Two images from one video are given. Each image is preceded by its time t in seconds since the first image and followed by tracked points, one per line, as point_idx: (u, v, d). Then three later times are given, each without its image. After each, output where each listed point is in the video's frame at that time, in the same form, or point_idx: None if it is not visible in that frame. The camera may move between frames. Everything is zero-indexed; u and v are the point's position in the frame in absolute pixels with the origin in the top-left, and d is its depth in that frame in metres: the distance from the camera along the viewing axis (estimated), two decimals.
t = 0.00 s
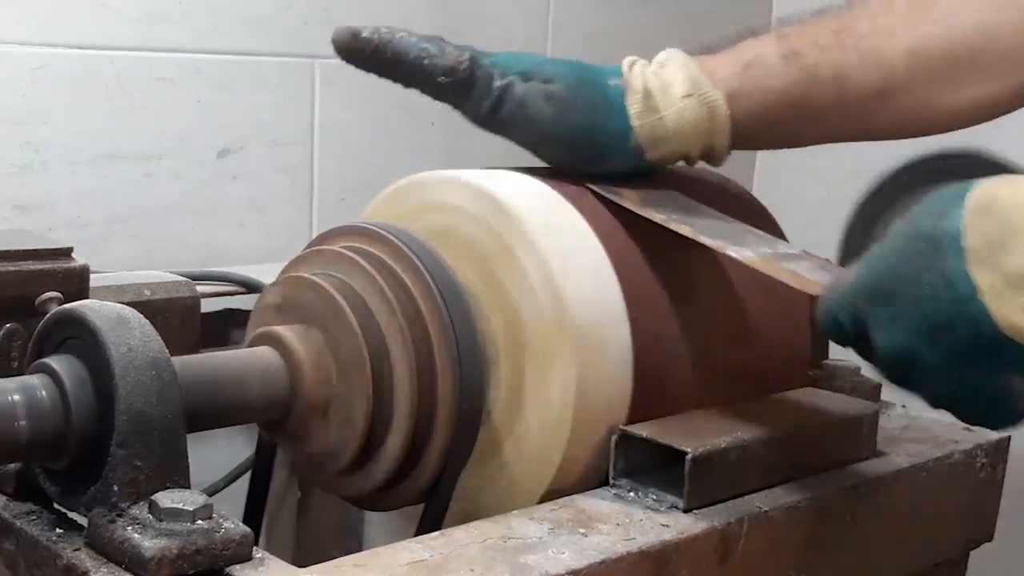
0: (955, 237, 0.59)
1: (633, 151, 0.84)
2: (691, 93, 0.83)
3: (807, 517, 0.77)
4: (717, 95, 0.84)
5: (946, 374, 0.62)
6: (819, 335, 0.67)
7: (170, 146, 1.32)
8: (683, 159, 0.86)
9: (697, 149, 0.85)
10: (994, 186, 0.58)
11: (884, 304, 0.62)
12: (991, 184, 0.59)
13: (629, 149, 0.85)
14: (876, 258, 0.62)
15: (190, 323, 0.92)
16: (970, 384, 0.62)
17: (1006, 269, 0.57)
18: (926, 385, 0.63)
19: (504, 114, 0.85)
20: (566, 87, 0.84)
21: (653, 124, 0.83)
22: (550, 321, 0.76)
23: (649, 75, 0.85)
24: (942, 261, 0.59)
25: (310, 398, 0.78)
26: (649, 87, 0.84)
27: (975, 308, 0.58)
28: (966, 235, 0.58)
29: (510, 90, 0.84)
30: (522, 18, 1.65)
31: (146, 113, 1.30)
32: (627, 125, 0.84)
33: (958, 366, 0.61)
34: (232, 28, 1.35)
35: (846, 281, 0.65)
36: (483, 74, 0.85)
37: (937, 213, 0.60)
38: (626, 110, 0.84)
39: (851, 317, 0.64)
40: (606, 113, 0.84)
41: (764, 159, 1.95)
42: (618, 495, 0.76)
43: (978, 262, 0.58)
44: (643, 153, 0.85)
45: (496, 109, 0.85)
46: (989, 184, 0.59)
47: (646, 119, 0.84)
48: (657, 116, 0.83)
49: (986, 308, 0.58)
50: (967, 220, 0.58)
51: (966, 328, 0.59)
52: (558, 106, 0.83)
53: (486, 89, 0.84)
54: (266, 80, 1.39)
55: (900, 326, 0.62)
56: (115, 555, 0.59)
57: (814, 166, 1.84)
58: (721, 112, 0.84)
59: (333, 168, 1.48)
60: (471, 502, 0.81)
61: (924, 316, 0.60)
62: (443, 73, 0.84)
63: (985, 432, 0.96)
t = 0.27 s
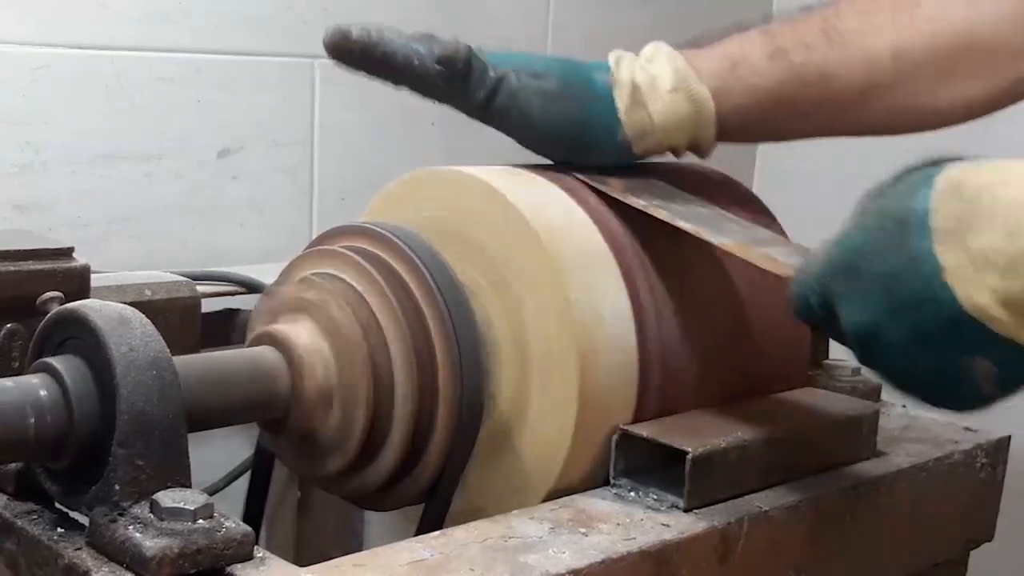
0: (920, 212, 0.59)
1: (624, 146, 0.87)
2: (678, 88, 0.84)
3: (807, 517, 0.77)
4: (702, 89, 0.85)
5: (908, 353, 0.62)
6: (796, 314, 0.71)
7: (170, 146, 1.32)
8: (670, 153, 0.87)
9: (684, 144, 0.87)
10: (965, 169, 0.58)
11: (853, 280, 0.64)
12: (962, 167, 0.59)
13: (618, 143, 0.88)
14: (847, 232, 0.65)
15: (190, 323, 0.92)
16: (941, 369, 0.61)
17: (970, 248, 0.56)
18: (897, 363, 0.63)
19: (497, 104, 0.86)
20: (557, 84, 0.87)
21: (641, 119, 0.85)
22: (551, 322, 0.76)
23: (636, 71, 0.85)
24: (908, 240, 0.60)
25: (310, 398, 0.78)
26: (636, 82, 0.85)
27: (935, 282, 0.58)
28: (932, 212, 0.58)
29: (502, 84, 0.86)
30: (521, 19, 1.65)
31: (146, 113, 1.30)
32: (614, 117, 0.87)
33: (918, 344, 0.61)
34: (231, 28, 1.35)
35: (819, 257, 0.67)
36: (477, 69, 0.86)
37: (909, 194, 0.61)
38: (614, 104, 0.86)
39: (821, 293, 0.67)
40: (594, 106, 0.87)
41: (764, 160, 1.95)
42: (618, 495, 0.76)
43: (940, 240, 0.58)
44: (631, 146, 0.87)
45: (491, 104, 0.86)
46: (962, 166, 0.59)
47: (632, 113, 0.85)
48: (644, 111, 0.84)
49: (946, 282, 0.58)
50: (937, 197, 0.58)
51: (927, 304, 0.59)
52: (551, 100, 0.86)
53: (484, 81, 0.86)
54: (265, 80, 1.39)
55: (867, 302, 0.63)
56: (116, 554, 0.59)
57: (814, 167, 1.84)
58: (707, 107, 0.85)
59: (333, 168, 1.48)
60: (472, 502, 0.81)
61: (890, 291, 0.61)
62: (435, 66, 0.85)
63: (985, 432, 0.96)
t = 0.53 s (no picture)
0: (879, 172, 0.63)
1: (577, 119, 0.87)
2: (633, 67, 0.86)
3: (807, 517, 0.77)
4: (657, 68, 0.87)
5: (864, 310, 0.65)
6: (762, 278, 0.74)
7: (170, 146, 1.32)
8: (628, 134, 0.88)
9: (643, 125, 0.88)
10: (923, 133, 0.63)
11: (814, 239, 0.68)
12: (921, 131, 0.63)
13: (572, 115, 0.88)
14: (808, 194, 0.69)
15: (190, 323, 0.92)
16: (896, 326, 0.64)
17: (923, 204, 0.60)
18: (853, 320, 0.66)
19: (451, 85, 0.88)
20: (513, 61, 0.88)
21: (595, 94, 0.86)
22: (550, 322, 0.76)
23: (592, 53, 0.88)
24: (865, 197, 0.64)
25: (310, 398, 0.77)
26: (591, 62, 0.87)
27: (889, 236, 0.62)
28: (890, 172, 0.63)
29: (452, 62, 0.88)
30: (521, 19, 1.65)
31: (146, 113, 1.30)
32: (569, 92, 0.87)
33: (872, 299, 0.64)
34: (231, 28, 1.35)
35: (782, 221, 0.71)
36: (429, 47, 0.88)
37: (866, 156, 0.65)
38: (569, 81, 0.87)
39: (785, 255, 0.71)
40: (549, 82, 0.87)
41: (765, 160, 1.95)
42: (618, 495, 0.76)
43: (896, 198, 0.62)
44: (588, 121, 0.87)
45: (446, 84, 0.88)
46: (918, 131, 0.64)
47: (587, 90, 0.87)
48: (600, 87, 0.86)
49: (900, 236, 0.61)
50: (894, 159, 0.63)
51: (880, 257, 0.63)
52: (507, 76, 0.87)
53: (437, 61, 0.88)
54: (265, 80, 1.39)
55: (827, 259, 0.66)
56: (115, 555, 0.59)
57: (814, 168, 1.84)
58: (662, 85, 0.86)
59: (333, 168, 1.48)
60: (472, 503, 0.81)
61: (846, 247, 0.65)
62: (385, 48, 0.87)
63: (985, 432, 0.96)
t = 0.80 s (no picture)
0: (973, 194, 0.65)
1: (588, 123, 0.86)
2: (638, 62, 0.84)
3: (807, 517, 0.77)
4: (663, 61, 0.85)
5: (960, 334, 0.67)
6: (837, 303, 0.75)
7: (170, 146, 1.32)
8: (640, 128, 0.87)
9: (653, 119, 0.86)
10: (1012, 150, 0.65)
11: (903, 262, 0.69)
12: (1008, 147, 0.65)
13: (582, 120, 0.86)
14: (892, 217, 0.70)
15: (190, 322, 0.92)
16: (993, 346, 0.67)
17: None
18: (945, 344, 0.68)
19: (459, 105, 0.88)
20: (509, 75, 0.86)
21: (605, 94, 0.85)
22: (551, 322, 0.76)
23: (594, 51, 0.86)
24: (960, 219, 0.65)
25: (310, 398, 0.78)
26: (595, 61, 0.85)
27: (990, 258, 0.64)
28: (986, 192, 0.64)
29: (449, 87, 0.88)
30: (520, 19, 1.65)
31: (146, 113, 1.30)
32: (576, 99, 0.86)
33: (972, 322, 0.66)
34: (232, 28, 1.35)
35: (864, 246, 0.73)
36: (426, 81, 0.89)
37: (959, 175, 0.66)
38: (575, 85, 0.86)
39: (870, 278, 0.72)
40: (553, 90, 0.86)
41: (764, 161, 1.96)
42: (618, 495, 0.76)
43: (995, 217, 0.64)
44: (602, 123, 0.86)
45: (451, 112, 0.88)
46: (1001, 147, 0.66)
47: (595, 90, 0.85)
48: (606, 87, 0.85)
49: (1001, 258, 0.63)
50: (987, 177, 0.64)
51: (980, 280, 0.64)
52: (505, 94, 0.86)
53: (436, 92, 0.88)
54: (265, 80, 1.39)
55: (918, 283, 0.68)
56: (116, 555, 0.59)
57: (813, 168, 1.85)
58: (670, 78, 0.85)
59: (333, 168, 1.48)
60: (472, 503, 0.81)
61: (940, 272, 0.66)
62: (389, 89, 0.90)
63: (985, 432, 0.96)
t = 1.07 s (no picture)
0: (981, 174, 0.65)
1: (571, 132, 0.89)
2: (621, 72, 0.86)
3: (807, 517, 0.77)
4: (646, 71, 0.86)
5: (969, 314, 0.68)
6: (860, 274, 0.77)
7: (170, 146, 1.32)
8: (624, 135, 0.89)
9: (637, 126, 0.88)
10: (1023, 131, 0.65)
11: (915, 242, 0.71)
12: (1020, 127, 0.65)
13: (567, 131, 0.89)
14: (906, 196, 0.72)
15: (190, 322, 0.92)
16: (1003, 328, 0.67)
17: None
18: (954, 325, 0.70)
19: (443, 120, 0.93)
20: (490, 86, 0.91)
21: (587, 104, 0.87)
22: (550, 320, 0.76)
23: (577, 61, 0.88)
24: (970, 201, 0.66)
25: (310, 398, 0.78)
26: (578, 71, 0.87)
27: (998, 238, 0.64)
28: (993, 173, 0.65)
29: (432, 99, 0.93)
30: (520, 20, 1.66)
31: (146, 113, 1.30)
32: (559, 109, 0.89)
33: (979, 303, 0.67)
34: (232, 28, 1.35)
35: (880, 225, 0.75)
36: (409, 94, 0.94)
37: (969, 156, 0.67)
38: (558, 95, 0.89)
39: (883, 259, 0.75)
40: (533, 102, 0.89)
41: (764, 161, 1.96)
42: (618, 495, 0.76)
43: (1002, 198, 0.64)
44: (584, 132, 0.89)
45: (435, 123, 0.93)
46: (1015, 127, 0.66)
47: (577, 99, 0.88)
48: (588, 97, 0.87)
49: (1009, 239, 0.64)
50: (995, 157, 0.65)
51: (987, 261, 0.65)
52: (485, 105, 0.91)
53: (421, 104, 0.93)
54: (265, 80, 1.39)
55: (931, 263, 0.69)
56: (116, 555, 0.59)
57: (810, 169, 1.85)
58: (653, 87, 0.86)
59: (333, 169, 1.48)
60: (471, 504, 0.81)
61: (949, 251, 0.67)
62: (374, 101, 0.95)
63: (985, 432, 0.96)
